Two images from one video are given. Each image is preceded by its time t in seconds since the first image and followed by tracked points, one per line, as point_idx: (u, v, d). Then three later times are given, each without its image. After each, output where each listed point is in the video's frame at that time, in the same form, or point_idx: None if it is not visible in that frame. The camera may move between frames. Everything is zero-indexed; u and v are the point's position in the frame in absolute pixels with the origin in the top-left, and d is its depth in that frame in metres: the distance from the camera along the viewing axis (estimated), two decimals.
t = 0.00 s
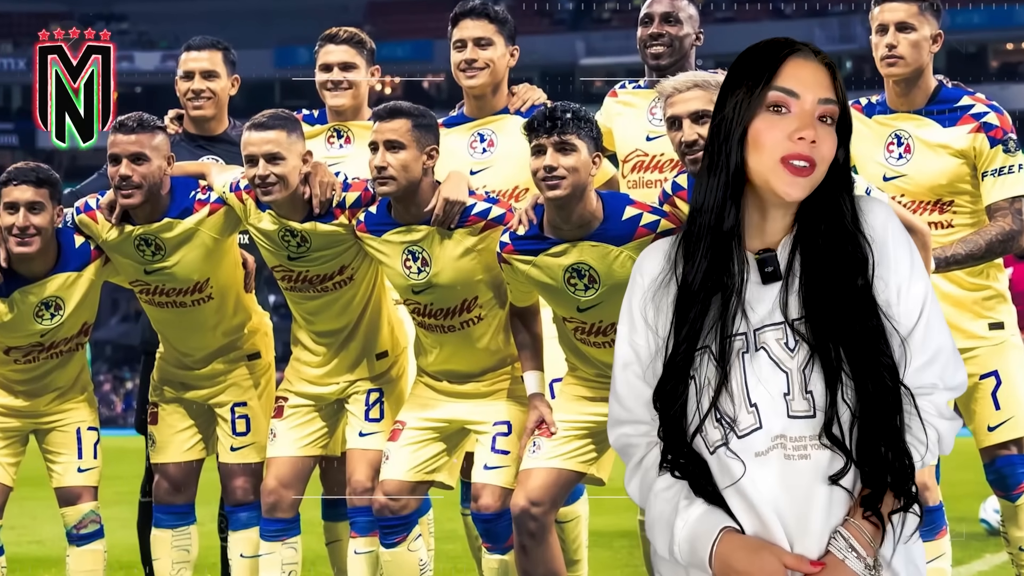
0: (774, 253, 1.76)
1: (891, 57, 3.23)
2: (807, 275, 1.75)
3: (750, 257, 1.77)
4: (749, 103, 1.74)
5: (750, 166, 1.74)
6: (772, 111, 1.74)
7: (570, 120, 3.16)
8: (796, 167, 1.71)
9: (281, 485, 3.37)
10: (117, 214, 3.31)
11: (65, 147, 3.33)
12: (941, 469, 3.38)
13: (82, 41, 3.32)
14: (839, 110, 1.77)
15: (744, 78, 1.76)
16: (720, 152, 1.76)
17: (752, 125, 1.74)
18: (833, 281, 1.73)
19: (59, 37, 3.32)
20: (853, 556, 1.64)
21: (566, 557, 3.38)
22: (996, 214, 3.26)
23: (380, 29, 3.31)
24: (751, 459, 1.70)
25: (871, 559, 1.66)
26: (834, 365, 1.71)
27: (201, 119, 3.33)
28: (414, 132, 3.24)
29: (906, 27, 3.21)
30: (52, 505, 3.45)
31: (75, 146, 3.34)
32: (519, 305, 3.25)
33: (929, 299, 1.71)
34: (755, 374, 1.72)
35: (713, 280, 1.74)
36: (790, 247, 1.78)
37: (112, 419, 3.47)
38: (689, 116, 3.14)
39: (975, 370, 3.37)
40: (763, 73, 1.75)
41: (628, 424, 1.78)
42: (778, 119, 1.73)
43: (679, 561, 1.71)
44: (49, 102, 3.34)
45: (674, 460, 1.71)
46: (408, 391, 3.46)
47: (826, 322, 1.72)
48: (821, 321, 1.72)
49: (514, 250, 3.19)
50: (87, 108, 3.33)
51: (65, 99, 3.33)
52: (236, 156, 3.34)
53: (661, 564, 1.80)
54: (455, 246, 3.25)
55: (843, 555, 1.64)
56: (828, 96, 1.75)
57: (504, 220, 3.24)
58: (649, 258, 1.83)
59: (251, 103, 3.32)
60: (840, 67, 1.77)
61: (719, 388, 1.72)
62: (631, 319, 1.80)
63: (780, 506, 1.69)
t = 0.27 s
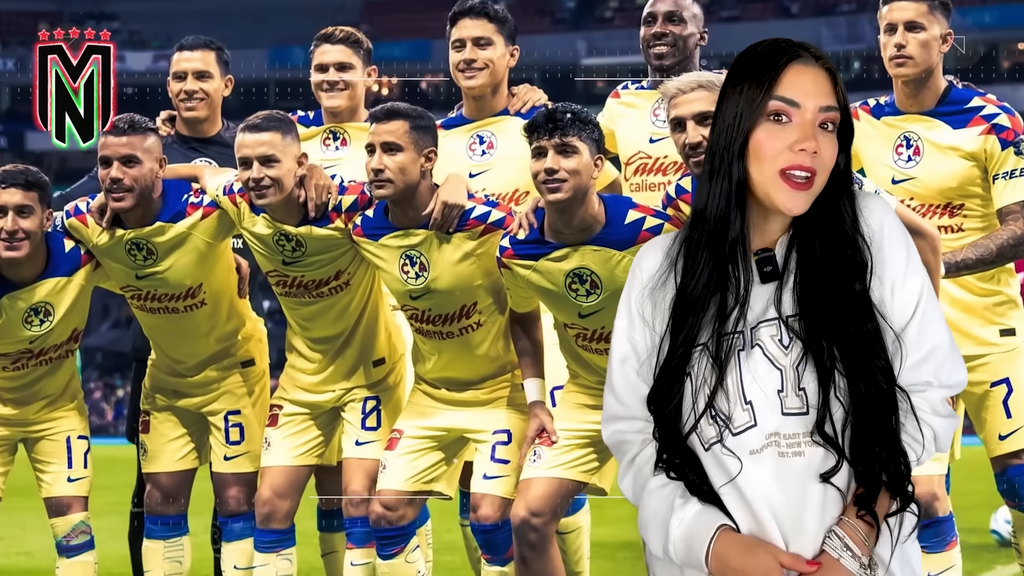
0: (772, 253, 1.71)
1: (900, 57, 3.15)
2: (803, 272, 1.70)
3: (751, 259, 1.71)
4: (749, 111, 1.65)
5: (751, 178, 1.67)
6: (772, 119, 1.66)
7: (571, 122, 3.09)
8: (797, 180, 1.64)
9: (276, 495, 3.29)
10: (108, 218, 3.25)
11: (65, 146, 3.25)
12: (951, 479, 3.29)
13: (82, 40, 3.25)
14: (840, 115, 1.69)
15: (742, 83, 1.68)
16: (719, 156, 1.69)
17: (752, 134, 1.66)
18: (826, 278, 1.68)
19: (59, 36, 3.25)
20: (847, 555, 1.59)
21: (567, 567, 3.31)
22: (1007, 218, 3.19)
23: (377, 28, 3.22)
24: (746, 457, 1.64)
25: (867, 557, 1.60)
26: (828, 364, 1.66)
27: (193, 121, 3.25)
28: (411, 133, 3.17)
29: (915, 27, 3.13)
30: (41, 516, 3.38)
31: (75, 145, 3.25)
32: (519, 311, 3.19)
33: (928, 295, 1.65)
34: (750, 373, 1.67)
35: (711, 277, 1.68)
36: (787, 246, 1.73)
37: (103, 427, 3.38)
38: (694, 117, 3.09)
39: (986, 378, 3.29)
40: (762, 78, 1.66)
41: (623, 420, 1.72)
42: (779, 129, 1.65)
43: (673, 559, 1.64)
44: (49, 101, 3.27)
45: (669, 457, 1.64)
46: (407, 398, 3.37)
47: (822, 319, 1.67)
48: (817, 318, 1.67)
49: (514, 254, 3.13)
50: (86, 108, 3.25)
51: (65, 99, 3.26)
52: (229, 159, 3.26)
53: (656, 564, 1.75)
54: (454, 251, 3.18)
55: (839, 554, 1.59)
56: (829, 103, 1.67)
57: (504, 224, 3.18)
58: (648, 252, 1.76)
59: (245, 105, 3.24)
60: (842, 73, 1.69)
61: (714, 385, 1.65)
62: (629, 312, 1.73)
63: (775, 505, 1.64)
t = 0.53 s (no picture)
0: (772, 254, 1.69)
1: (909, 58, 3.09)
2: (804, 273, 1.69)
3: (750, 262, 1.68)
4: (749, 111, 1.63)
5: (750, 177, 1.65)
6: (772, 120, 1.64)
7: (572, 124, 3.02)
8: (794, 180, 1.63)
9: (270, 505, 3.19)
10: (99, 222, 3.17)
11: (65, 147, 3.18)
12: (962, 489, 3.22)
13: (82, 40, 3.18)
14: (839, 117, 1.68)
15: (741, 83, 1.66)
16: (719, 157, 1.66)
17: (752, 134, 1.64)
18: (828, 279, 1.67)
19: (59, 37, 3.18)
20: (854, 553, 1.60)
21: None
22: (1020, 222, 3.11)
23: (374, 28, 3.15)
24: (752, 460, 1.62)
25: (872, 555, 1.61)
26: (832, 365, 1.65)
27: (186, 124, 3.19)
28: (409, 136, 3.09)
29: (924, 27, 3.06)
30: (30, 526, 3.31)
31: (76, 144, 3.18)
32: (519, 317, 3.11)
33: (924, 294, 1.67)
34: (754, 375, 1.64)
35: (712, 280, 1.66)
36: (787, 248, 1.71)
37: (93, 436, 3.31)
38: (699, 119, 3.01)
39: (997, 386, 3.22)
40: (763, 78, 1.64)
41: (620, 425, 1.70)
42: (778, 130, 1.63)
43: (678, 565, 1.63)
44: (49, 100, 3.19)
45: (672, 462, 1.63)
46: (404, 406, 3.30)
47: (824, 320, 1.66)
48: (819, 319, 1.66)
49: (514, 259, 3.05)
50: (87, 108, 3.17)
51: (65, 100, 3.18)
52: (223, 161, 3.20)
53: (655, 568, 1.71)
54: (452, 256, 3.10)
55: (845, 552, 1.59)
56: (829, 104, 1.65)
57: (504, 229, 3.10)
58: (644, 255, 1.73)
59: (239, 106, 3.16)
60: (841, 74, 1.68)
61: (718, 389, 1.63)
62: (626, 318, 1.70)
63: (781, 506, 1.62)
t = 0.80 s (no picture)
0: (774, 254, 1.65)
1: (918, 58, 3.02)
2: (806, 272, 1.66)
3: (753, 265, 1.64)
4: (749, 111, 1.59)
5: (750, 176, 1.61)
6: (774, 118, 1.60)
7: (574, 126, 2.95)
8: (796, 179, 1.59)
9: (265, 516, 3.13)
10: (90, 227, 3.11)
11: (65, 147, 3.11)
12: (971, 499, 3.15)
13: (81, 41, 3.11)
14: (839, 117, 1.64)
15: (742, 83, 1.61)
16: (719, 157, 1.62)
17: (752, 133, 1.60)
18: (831, 279, 1.65)
19: (59, 37, 3.10)
20: (866, 547, 1.58)
21: None
22: None
23: (371, 28, 3.08)
24: (763, 462, 1.58)
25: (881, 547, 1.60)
26: (840, 364, 1.62)
27: (178, 126, 3.12)
28: (407, 138, 3.02)
29: (933, 27, 3.00)
30: (19, 537, 3.23)
31: (76, 143, 3.10)
32: (520, 324, 3.04)
33: (920, 290, 1.68)
34: (762, 376, 1.60)
35: (716, 282, 1.61)
36: (787, 247, 1.67)
37: (83, 445, 3.23)
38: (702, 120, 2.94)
39: (1006, 395, 3.15)
40: (764, 77, 1.60)
41: (620, 432, 1.63)
42: (780, 128, 1.59)
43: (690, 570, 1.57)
44: (49, 101, 3.11)
45: (681, 467, 1.57)
46: (401, 414, 3.23)
47: (831, 320, 1.63)
48: (826, 318, 1.63)
49: (514, 264, 2.99)
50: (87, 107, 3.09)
51: (65, 100, 3.10)
52: (216, 164, 3.13)
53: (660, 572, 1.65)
54: (451, 261, 3.04)
55: (857, 547, 1.58)
56: (829, 103, 1.61)
57: (504, 233, 3.03)
58: (640, 259, 1.67)
59: (232, 108, 3.09)
60: (840, 72, 1.64)
61: (726, 392, 1.59)
62: (625, 323, 1.63)
63: (792, 505, 1.58)
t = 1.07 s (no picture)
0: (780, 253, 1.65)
1: (927, 59, 2.95)
2: (812, 276, 1.65)
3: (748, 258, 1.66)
4: (736, 104, 1.63)
5: (740, 169, 1.64)
6: (761, 111, 1.63)
7: (575, 129, 2.89)
8: (784, 171, 1.61)
9: (259, 527, 3.08)
10: (81, 231, 3.04)
11: (65, 147, 3.04)
12: (981, 510, 3.06)
13: (81, 41, 3.02)
14: (832, 110, 1.66)
15: (731, 79, 1.66)
16: (711, 156, 1.66)
17: (740, 126, 1.64)
18: (838, 282, 1.64)
19: (59, 36, 3.02)
20: (869, 547, 1.57)
21: None
22: None
23: (368, 28, 2.99)
24: (767, 462, 1.59)
25: (883, 547, 1.59)
26: (847, 368, 1.61)
27: (171, 128, 3.06)
28: (405, 141, 2.96)
29: (942, 27, 2.93)
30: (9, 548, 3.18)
31: (76, 143, 3.03)
32: (519, 330, 2.98)
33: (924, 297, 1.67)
34: (766, 377, 1.61)
35: (720, 283, 1.62)
36: (795, 249, 1.68)
37: (74, 455, 3.15)
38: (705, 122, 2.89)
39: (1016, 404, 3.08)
40: (750, 71, 1.64)
41: (623, 429, 1.65)
42: (767, 120, 1.62)
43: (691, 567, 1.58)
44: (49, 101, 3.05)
45: (685, 466, 1.58)
46: (399, 423, 3.15)
47: (838, 324, 1.63)
48: (832, 323, 1.63)
49: (514, 270, 2.92)
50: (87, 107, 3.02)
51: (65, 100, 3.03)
52: (209, 168, 3.06)
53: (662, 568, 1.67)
54: (449, 266, 2.97)
55: (859, 546, 1.57)
56: (818, 94, 1.64)
57: (504, 238, 2.97)
58: (643, 259, 1.69)
59: (226, 111, 3.04)
60: (830, 63, 1.66)
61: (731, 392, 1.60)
62: (629, 322, 1.65)
63: (796, 505, 1.58)
